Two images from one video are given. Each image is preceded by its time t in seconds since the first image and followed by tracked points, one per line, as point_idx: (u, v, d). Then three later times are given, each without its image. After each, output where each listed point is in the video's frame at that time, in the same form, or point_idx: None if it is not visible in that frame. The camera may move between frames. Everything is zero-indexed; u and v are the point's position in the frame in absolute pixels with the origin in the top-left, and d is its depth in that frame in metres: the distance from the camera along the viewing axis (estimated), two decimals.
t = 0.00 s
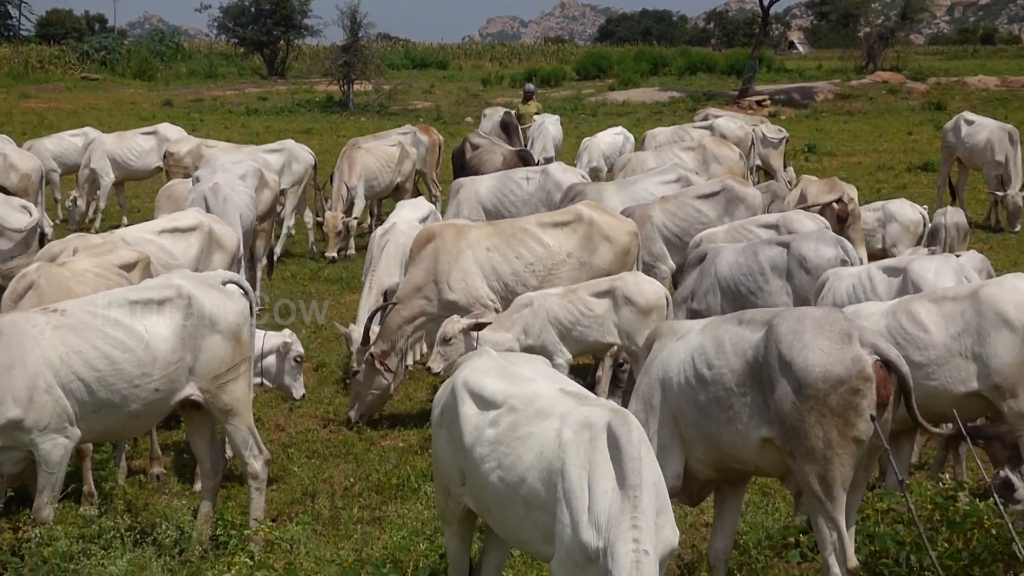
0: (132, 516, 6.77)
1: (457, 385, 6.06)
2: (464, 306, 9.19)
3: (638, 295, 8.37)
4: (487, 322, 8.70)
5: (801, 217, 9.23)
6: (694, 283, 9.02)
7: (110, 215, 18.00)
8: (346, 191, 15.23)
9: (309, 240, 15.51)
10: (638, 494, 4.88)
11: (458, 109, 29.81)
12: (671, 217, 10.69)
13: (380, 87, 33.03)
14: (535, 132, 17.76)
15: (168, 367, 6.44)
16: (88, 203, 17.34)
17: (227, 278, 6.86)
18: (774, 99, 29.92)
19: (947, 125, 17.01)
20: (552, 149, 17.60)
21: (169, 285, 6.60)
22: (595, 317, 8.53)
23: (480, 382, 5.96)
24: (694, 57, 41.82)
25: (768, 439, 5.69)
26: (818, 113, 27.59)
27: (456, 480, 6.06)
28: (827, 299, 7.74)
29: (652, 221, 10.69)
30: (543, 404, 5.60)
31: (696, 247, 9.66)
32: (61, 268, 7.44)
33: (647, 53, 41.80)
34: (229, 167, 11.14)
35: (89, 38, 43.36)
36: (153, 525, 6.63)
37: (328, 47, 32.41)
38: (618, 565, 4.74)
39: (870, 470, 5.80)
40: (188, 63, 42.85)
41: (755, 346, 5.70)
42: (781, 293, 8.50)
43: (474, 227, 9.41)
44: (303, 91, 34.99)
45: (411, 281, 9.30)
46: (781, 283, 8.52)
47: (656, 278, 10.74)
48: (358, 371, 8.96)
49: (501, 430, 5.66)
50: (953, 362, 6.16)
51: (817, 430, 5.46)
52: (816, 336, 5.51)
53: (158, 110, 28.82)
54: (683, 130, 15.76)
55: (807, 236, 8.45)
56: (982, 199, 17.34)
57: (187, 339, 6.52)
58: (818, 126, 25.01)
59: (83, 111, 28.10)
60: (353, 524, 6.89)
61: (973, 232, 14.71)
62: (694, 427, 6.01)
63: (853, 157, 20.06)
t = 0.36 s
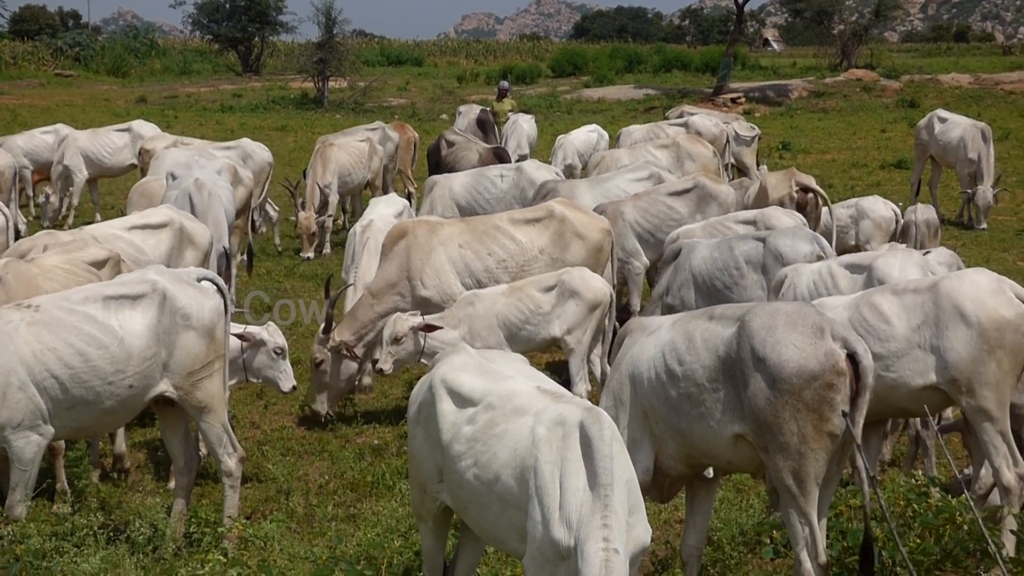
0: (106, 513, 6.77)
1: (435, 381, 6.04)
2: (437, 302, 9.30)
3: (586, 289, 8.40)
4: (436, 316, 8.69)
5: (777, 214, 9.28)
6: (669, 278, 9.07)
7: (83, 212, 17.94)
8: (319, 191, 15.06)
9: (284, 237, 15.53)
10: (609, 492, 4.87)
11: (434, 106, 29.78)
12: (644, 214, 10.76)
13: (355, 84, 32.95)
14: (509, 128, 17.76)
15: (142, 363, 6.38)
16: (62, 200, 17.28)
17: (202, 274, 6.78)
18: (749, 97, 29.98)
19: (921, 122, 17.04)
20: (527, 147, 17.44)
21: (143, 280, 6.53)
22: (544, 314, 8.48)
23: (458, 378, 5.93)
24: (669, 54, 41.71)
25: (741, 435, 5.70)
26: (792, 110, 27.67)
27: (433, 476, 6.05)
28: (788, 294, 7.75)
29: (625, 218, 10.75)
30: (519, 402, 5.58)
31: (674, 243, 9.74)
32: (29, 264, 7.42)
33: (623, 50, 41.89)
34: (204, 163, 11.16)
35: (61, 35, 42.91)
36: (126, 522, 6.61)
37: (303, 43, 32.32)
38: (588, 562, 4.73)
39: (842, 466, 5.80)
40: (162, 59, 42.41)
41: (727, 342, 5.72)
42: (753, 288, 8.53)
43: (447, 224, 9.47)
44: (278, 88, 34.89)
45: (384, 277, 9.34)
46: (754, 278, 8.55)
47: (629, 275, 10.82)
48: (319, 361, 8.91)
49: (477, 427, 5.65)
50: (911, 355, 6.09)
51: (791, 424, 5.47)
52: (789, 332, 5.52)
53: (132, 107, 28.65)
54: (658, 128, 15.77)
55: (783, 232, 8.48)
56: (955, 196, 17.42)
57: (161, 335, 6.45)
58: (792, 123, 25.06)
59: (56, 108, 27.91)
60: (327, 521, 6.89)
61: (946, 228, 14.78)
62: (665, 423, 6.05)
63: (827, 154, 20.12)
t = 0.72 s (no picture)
0: (78, 512, 6.74)
1: (409, 379, 5.99)
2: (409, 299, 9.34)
3: (542, 291, 8.38)
4: (388, 314, 8.64)
5: (754, 212, 9.30)
6: (646, 276, 9.15)
7: (56, 210, 17.86)
8: (296, 189, 15.01)
9: (259, 234, 15.54)
10: (581, 493, 4.85)
11: (409, 104, 29.78)
12: (619, 212, 10.79)
13: (330, 82, 32.90)
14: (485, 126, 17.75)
15: (115, 362, 6.33)
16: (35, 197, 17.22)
17: (175, 273, 6.76)
18: (724, 95, 30.08)
19: (895, 120, 17.11)
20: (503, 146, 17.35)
21: (117, 278, 6.48)
22: (497, 317, 8.43)
23: (432, 377, 5.89)
24: (645, 53, 41.60)
25: (713, 433, 5.72)
26: (766, 109, 27.78)
27: (408, 475, 5.99)
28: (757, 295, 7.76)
29: (600, 216, 10.78)
30: (493, 401, 5.55)
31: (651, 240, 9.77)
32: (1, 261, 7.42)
33: (598, 48, 41.98)
34: (179, 161, 11.18)
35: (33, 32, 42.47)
36: (99, 521, 6.59)
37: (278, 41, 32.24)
38: (560, 563, 4.72)
39: (814, 462, 5.81)
40: (136, 56, 42.17)
41: (698, 340, 5.74)
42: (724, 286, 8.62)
43: (421, 222, 9.57)
44: (254, 85, 34.80)
45: (356, 273, 9.43)
46: (725, 276, 8.63)
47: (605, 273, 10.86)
48: (280, 343, 8.76)
49: (451, 426, 5.60)
50: (872, 353, 6.09)
51: (762, 421, 5.48)
52: (758, 329, 5.54)
53: (106, 104, 28.49)
54: (636, 125, 15.80)
55: (756, 230, 8.50)
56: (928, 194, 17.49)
57: (135, 333, 6.41)
58: (767, 122, 25.12)
59: (29, 105, 27.71)
60: (301, 519, 6.88)
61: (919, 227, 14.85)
62: (637, 421, 6.06)
63: (802, 152, 20.18)
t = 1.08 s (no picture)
0: (46, 512, 6.71)
1: (380, 380, 5.90)
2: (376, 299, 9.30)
3: (498, 290, 8.38)
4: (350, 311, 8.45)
5: (724, 208, 9.32)
6: (615, 272, 9.23)
7: (23, 209, 17.71)
8: (265, 187, 14.82)
9: (229, 232, 15.49)
10: (546, 491, 4.76)
11: (379, 101, 29.70)
12: (589, 210, 10.84)
13: (299, 80, 32.77)
14: (456, 123, 17.82)
15: (83, 361, 6.30)
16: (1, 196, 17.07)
17: (143, 271, 6.74)
18: (693, 92, 30.13)
19: (862, 117, 17.20)
20: (472, 142, 17.50)
21: (84, 276, 6.44)
22: (453, 316, 8.39)
23: (403, 376, 5.80)
24: (614, 51, 41.69)
25: (681, 429, 5.72)
26: (735, 106, 27.84)
27: (379, 475, 5.90)
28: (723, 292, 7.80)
29: (570, 213, 10.81)
30: (461, 399, 5.49)
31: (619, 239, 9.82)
32: None
33: (567, 46, 41.94)
34: (147, 159, 11.13)
35: None
36: (67, 521, 6.56)
37: (247, 38, 32.08)
38: (524, 562, 4.67)
39: (782, 457, 5.82)
40: (103, 53, 41.77)
41: (666, 337, 5.75)
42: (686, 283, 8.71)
43: (385, 223, 9.47)
44: (222, 83, 34.63)
45: (318, 270, 9.26)
46: (687, 273, 8.71)
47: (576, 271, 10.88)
48: (247, 340, 8.58)
49: (420, 426, 5.52)
50: (825, 350, 6.29)
51: (729, 417, 5.49)
52: (726, 326, 5.54)
53: (72, 102, 28.25)
54: (606, 123, 15.80)
55: (715, 228, 8.59)
56: (896, 190, 17.57)
57: (103, 332, 6.39)
58: (736, 119, 25.20)
59: None
60: (270, 518, 6.87)
61: (886, 223, 14.94)
62: (606, 417, 6.05)
63: (770, 150, 20.24)
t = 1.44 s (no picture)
0: (12, 513, 6.68)
1: (346, 379, 5.76)
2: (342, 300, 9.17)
3: (455, 289, 8.32)
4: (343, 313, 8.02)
5: (691, 207, 9.54)
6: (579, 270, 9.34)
7: None
8: (232, 186, 14.89)
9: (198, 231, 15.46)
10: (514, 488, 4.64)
11: (347, 99, 29.69)
12: (556, 208, 10.90)
13: (267, 77, 32.72)
14: (424, 122, 17.86)
15: (49, 361, 6.25)
16: None
17: (107, 271, 6.70)
18: (661, 89, 30.19)
19: (829, 115, 17.28)
20: (442, 141, 17.39)
21: (49, 276, 6.38)
22: (410, 316, 8.27)
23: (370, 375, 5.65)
24: (582, 48, 41.79)
25: (650, 425, 5.72)
26: (704, 103, 27.90)
27: (347, 475, 5.76)
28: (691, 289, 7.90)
29: (538, 211, 10.86)
30: (427, 399, 5.35)
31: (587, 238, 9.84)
32: None
33: (536, 43, 41.95)
34: (114, 159, 11.13)
35: None
36: (34, 522, 6.54)
37: (215, 36, 31.97)
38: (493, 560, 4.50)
39: (749, 454, 5.79)
40: (70, 51, 41.52)
41: (634, 334, 5.73)
42: (647, 279, 8.79)
43: (350, 224, 9.29)
44: (190, 81, 34.56)
45: (285, 273, 9.08)
46: (649, 269, 8.79)
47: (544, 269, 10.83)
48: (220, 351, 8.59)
49: (387, 424, 5.38)
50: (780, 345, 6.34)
51: (699, 413, 5.47)
52: (694, 322, 5.52)
53: (36, 100, 28.08)
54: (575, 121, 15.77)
55: (675, 225, 8.72)
56: (863, 188, 17.62)
57: (68, 332, 6.34)
58: (705, 116, 25.21)
59: None
60: (239, 518, 6.86)
61: (853, 220, 15.01)
62: (573, 413, 6.05)
63: (738, 147, 20.30)
